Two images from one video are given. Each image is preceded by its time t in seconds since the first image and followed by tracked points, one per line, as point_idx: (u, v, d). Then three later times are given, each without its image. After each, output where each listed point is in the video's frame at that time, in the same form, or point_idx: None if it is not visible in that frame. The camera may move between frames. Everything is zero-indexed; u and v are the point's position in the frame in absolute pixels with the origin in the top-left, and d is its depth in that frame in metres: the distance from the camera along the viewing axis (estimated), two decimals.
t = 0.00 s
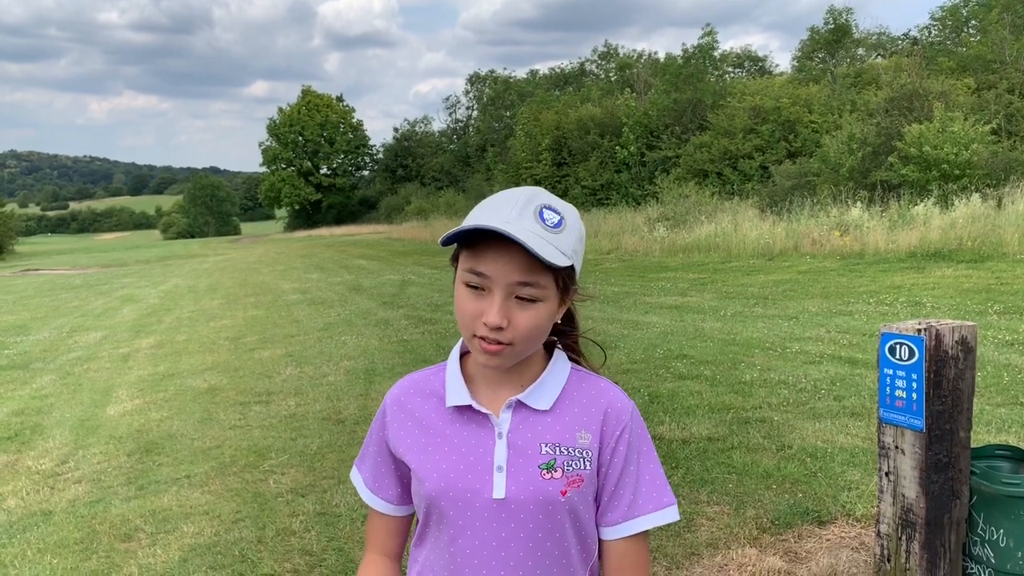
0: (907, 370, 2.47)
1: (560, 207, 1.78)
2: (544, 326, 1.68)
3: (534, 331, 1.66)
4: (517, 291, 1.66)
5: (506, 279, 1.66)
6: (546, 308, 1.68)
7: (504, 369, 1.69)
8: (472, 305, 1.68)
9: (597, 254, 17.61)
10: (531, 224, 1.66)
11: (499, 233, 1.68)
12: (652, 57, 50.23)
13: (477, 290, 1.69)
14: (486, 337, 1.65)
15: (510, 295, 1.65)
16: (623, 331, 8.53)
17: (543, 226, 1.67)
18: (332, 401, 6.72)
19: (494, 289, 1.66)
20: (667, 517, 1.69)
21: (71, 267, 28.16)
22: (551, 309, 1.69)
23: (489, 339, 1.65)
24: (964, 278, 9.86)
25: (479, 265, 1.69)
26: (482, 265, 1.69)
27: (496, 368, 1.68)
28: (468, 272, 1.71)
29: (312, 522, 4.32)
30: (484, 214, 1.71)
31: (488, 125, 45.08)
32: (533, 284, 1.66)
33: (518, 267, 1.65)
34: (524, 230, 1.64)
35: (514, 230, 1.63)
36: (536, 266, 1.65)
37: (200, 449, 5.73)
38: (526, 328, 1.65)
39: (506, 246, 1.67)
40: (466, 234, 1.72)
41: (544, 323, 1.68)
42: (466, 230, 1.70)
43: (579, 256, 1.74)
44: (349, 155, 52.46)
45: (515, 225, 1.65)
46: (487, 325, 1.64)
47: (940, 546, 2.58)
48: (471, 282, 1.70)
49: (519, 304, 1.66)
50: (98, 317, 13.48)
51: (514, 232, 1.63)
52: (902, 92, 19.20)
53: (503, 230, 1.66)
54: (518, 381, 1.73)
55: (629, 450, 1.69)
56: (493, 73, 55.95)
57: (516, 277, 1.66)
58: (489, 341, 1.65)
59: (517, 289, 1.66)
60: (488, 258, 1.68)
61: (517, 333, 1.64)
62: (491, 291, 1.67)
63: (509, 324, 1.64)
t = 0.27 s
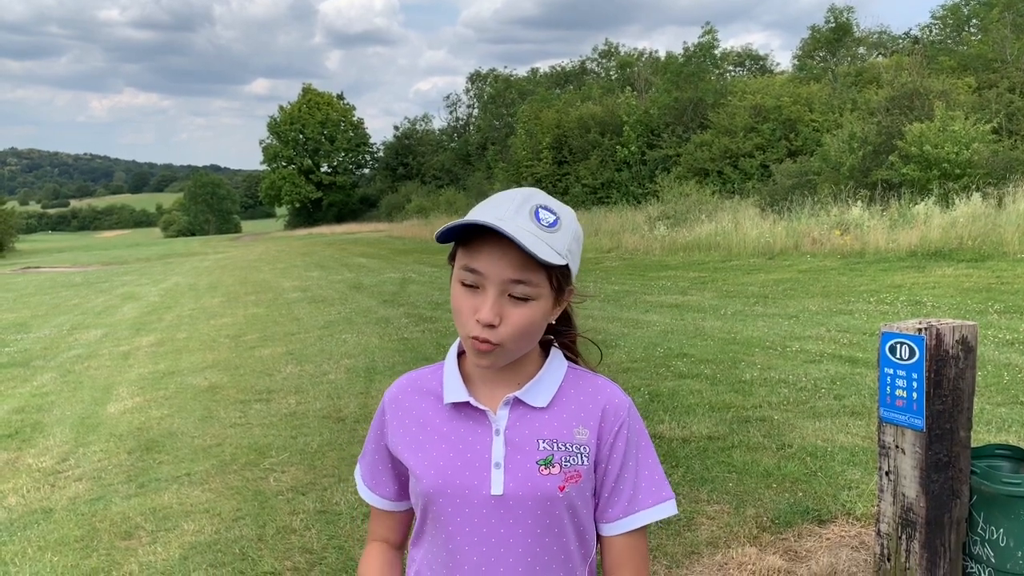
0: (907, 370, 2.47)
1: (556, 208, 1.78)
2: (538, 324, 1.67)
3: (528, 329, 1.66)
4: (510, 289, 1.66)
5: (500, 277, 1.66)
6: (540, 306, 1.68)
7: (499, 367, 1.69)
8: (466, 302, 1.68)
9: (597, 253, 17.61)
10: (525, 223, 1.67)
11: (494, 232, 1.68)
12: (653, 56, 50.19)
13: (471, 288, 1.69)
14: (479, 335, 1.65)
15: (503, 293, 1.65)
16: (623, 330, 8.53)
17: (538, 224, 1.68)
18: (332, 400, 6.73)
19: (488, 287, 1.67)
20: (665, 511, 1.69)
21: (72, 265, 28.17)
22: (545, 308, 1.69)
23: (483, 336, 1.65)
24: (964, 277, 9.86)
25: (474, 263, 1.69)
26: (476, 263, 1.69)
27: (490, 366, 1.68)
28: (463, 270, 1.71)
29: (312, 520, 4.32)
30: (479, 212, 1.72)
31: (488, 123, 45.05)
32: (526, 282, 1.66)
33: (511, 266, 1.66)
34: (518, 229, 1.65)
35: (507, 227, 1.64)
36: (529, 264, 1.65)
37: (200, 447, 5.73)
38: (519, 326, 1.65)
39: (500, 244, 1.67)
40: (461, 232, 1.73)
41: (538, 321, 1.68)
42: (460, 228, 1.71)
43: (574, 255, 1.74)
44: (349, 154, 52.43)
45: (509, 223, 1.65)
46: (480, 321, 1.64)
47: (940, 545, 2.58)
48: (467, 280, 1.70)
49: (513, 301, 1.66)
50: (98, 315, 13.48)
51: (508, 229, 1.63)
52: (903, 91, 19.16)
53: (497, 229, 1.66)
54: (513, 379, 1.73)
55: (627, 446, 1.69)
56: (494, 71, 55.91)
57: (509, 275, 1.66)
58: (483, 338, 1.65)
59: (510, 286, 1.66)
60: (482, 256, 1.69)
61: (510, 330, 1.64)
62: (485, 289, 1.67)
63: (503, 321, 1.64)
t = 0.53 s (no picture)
0: (908, 371, 2.48)
1: (552, 210, 1.78)
2: (535, 326, 1.68)
3: (525, 331, 1.66)
4: (508, 292, 1.66)
5: (498, 280, 1.66)
6: (538, 308, 1.68)
7: (497, 370, 1.69)
8: (463, 305, 1.68)
9: (597, 253, 17.61)
10: (521, 226, 1.67)
11: (491, 234, 1.68)
12: (654, 56, 50.20)
13: (469, 290, 1.69)
14: (477, 337, 1.65)
15: (501, 295, 1.65)
16: (624, 330, 8.53)
17: (534, 228, 1.68)
18: (333, 400, 6.73)
19: (485, 290, 1.67)
20: (663, 508, 1.70)
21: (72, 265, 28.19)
22: (541, 310, 1.69)
23: (480, 339, 1.65)
24: (965, 278, 9.86)
25: (471, 266, 1.69)
26: (474, 266, 1.69)
27: (488, 368, 1.68)
28: (460, 273, 1.71)
29: (312, 520, 4.32)
30: (476, 216, 1.72)
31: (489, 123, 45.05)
32: (523, 285, 1.66)
33: (508, 268, 1.66)
34: (515, 231, 1.65)
35: (504, 231, 1.64)
36: (527, 267, 1.65)
37: (201, 447, 5.73)
38: (517, 328, 1.65)
39: (497, 246, 1.67)
40: (457, 236, 1.73)
41: (536, 323, 1.68)
42: (457, 232, 1.71)
43: (570, 258, 1.74)
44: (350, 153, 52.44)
45: (506, 227, 1.65)
46: (478, 324, 1.64)
47: (941, 546, 2.58)
48: (464, 282, 1.70)
49: (510, 304, 1.66)
50: (98, 315, 13.48)
51: (504, 233, 1.64)
52: (904, 91, 19.15)
53: (495, 232, 1.66)
54: (511, 379, 1.73)
55: (624, 442, 1.69)
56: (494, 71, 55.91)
57: (506, 277, 1.66)
58: (481, 340, 1.65)
59: (508, 289, 1.66)
60: (479, 259, 1.68)
61: (508, 332, 1.64)
62: (482, 291, 1.67)
63: (500, 323, 1.64)
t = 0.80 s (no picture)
0: (909, 374, 2.47)
1: (547, 209, 1.78)
2: (532, 325, 1.68)
3: (523, 329, 1.66)
4: (504, 291, 1.66)
5: (494, 280, 1.66)
6: (534, 307, 1.68)
7: (497, 369, 1.69)
8: (460, 305, 1.68)
9: (598, 255, 17.62)
10: (517, 225, 1.67)
11: (486, 234, 1.68)
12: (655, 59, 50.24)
13: (466, 291, 1.69)
14: (476, 338, 1.65)
15: (497, 295, 1.66)
16: (625, 333, 8.53)
17: (530, 226, 1.68)
18: (333, 401, 6.73)
19: (482, 290, 1.67)
20: (664, 507, 1.70)
21: (74, 266, 28.24)
22: (539, 309, 1.69)
23: (479, 339, 1.65)
24: (966, 280, 9.86)
25: (466, 268, 1.70)
26: (471, 266, 1.69)
27: (487, 368, 1.68)
28: (457, 275, 1.72)
29: (314, 522, 4.32)
30: (472, 217, 1.72)
31: (490, 125, 45.08)
32: (519, 284, 1.67)
33: (504, 267, 1.66)
34: (510, 231, 1.65)
35: (499, 230, 1.64)
36: (523, 267, 1.66)
37: (202, 448, 5.74)
38: (516, 327, 1.66)
39: (493, 246, 1.68)
40: (453, 236, 1.73)
41: (533, 322, 1.68)
42: (452, 233, 1.71)
43: (566, 256, 1.75)
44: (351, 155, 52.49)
45: (500, 227, 1.65)
46: (476, 324, 1.64)
47: (941, 549, 2.58)
48: (461, 283, 1.70)
49: (507, 303, 1.66)
50: (100, 316, 13.50)
51: (500, 231, 1.64)
52: (905, 94, 19.14)
53: (490, 232, 1.66)
54: (510, 380, 1.73)
55: (624, 443, 1.69)
56: (495, 73, 55.97)
57: (503, 276, 1.66)
58: (480, 341, 1.65)
59: (505, 288, 1.66)
60: (475, 260, 1.69)
61: (506, 332, 1.65)
62: (479, 291, 1.68)
63: (499, 322, 1.64)
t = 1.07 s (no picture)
0: (911, 377, 2.47)
1: (547, 210, 1.78)
2: (536, 326, 1.68)
3: (527, 331, 1.66)
4: (508, 292, 1.66)
5: (498, 281, 1.66)
6: (538, 308, 1.68)
7: (502, 370, 1.69)
8: (465, 308, 1.69)
9: (599, 258, 17.63)
10: (518, 227, 1.67)
11: (489, 236, 1.68)
12: (656, 62, 50.29)
13: (469, 294, 1.69)
14: (480, 340, 1.65)
15: (501, 297, 1.66)
16: (626, 335, 8.53)
17: (531, 228, 1.68)
18: (334, 404, 6.73)
19: (486, 292, 1.67)
20: (669, 509, 1.68)
21: (75, 269, 28.27)
22: (542, 309, 1.69)
23: (484, 341, 1.65)
24: (968, 283, 9.85)
25: (470, 270, 1.70)
26: (474, 269, 1.69)
27: (492, 369, 1.68)
28: (460, 278, 1.72)
29: (314, 525, 4.32)
30: (474, 220, 1.72)
31: (491, 128, 45.10)
32: (523, 285, 1.67)
33: (507, 269, 1.66)
34: (512, 233, 1.65)
35: (501, 232, 1.64)
36: (526, 268, 1.66)
37: (203, 451, 5.74)
38: (520, 329, 1.66)
39: (496, 248, 1.68)
40: (455, 240, 1.73)
41: (537, 323, 1.68)
42: (454, 236, 1.71)
43: (567, 256, 1.75)
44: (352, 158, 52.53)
45: (501, 229, 1.65)
46: (480, 326, 1.65)
47: (944, 552, 2.57)
48: (465, 286, 1.70)
49: (511, 304, 1.66)
50: (101, 319, 13.50)
51: (503, 233, 1.64)
52: (906, 97, 19.14)
53: (491, 234, 1.67)
54: (515, 381, 1.73)
55: (628, 444, 1.68)
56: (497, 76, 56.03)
57: (506, 278, 1.66)
58: (485, 343, 1.66)
59: (508, 290, 1.66)
60: (478, 262, 1.69)
61: (511, 333, 1.65)
62: (483, 293, 1.68)
63: (503, 324, 1.65)
